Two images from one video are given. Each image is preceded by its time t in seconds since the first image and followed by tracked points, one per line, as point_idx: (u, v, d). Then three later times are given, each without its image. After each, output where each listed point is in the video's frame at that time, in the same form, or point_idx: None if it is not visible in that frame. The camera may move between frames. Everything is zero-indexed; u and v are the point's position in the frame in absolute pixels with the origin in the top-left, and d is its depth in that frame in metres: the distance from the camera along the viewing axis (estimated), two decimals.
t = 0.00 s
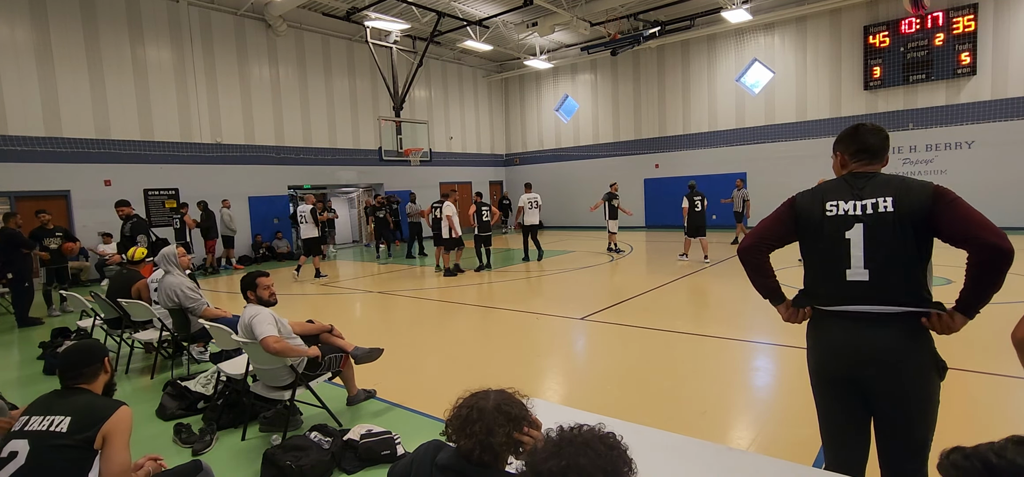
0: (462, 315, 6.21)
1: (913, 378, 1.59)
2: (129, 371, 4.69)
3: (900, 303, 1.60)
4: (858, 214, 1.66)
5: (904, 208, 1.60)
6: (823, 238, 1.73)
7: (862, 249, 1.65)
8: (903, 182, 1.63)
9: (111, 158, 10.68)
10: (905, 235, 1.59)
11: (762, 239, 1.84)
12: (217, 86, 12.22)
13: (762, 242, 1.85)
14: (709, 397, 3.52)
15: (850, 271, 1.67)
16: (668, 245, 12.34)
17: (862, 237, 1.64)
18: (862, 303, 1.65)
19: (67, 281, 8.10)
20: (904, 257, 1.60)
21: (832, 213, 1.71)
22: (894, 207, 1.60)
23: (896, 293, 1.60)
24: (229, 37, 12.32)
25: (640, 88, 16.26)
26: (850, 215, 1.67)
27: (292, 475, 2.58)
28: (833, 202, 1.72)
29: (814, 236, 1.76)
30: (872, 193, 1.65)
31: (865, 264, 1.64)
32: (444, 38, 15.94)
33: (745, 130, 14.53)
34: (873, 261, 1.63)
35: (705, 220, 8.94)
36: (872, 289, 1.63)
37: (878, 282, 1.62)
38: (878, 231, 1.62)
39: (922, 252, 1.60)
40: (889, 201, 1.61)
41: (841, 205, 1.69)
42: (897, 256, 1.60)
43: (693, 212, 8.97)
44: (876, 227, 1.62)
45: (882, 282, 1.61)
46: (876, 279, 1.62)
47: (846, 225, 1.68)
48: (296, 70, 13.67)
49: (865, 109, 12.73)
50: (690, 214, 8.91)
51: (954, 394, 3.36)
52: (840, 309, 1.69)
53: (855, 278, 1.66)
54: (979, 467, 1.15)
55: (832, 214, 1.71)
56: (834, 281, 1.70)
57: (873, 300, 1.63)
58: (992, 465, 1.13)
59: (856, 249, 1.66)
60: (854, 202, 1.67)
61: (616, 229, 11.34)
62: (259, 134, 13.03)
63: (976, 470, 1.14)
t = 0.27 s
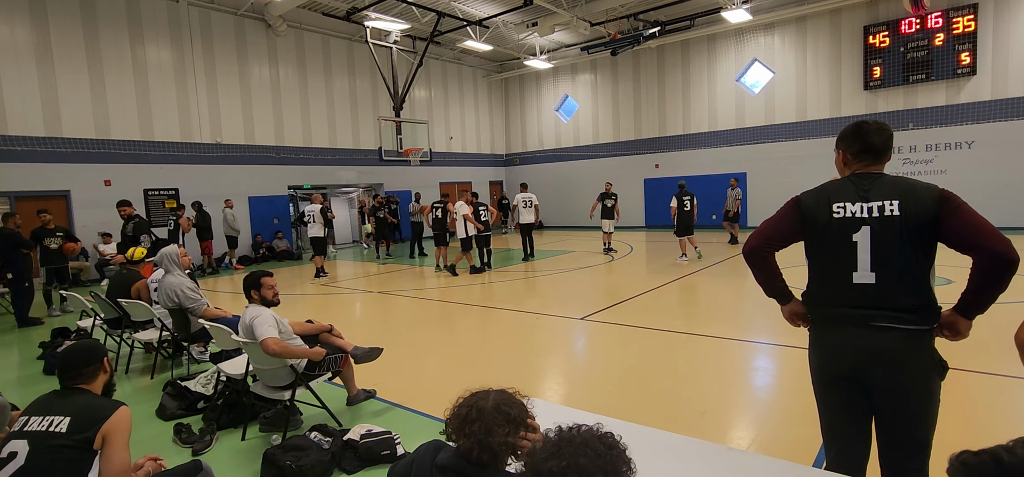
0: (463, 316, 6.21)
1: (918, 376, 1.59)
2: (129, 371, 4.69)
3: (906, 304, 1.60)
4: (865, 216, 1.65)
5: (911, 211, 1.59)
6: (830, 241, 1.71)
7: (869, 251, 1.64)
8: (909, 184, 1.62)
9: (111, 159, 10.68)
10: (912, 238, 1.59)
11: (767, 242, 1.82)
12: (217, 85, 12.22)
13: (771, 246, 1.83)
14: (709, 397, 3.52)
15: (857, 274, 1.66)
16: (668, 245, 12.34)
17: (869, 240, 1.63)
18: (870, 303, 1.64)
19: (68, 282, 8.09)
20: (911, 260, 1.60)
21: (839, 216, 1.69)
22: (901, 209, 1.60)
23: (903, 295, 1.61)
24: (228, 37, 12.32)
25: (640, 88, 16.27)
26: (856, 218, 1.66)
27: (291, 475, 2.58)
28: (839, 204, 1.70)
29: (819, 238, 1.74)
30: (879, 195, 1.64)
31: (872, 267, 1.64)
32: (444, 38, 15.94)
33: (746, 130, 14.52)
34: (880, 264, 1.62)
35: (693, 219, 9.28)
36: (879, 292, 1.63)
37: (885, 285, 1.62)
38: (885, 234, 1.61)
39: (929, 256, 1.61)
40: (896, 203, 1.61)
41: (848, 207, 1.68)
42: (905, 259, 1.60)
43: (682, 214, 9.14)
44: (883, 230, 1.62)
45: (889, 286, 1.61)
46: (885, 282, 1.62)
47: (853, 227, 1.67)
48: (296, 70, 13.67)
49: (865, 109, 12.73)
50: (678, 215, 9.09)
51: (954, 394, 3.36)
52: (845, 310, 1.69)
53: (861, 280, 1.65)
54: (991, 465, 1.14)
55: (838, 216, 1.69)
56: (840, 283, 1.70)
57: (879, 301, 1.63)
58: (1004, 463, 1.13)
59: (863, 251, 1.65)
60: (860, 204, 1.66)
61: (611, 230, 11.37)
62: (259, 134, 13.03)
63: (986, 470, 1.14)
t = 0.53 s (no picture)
0: (463, 315, 6.21)
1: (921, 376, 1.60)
2: (129, 371, 4.69)
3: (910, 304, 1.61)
4: (870, 220, 1.64)
5: (914, 215, 1.60)
6: (834, 245, 1.69)
7: (874, 255, 1.63)
8: (912, 187, 1.63)
9: (111, 158, 10.68)
10: (915, 242, 1.60)
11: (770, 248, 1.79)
12: (217, 85, 12.22)
13: (774, 251, 1.80)
14: (709, 396, 3.53)
15: (862, 278, 1.66)
16: (668, 245, 12.33)
17: (874, 245, 1.63)
18: (874, 304, 1.64)
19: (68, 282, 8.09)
20: (914, 264, 1.61)
21: (843, 220, 1.67)
22: (905, 214, 1.60)
23: (907, 297, 1.61)
24: (228, 37, 12.32)
25: (640, 88, 16.27)
26: (861, 222, 1.65)
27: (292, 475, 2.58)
28: (844, 208, 1.68)
29: (823, 242, 1.72)
30: (883, 199, 1.63)
31: (877, 271, 1.63)
32: (444, 38, 15.94)
33: (746, 130, 14.52)
34: (884, 268, 1.62)
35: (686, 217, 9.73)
36: (883, 296, 1.63)
37: (889, 290, 1.62)
38: (890, 239, 1.61)
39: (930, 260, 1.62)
40: (901, 208, 1.61)
41: (853, 210, 1.66)
42: (908, 264, 1.61)
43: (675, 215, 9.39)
44: (888, 234, 1.61)
45: (893, 290, 1.62)
46: (889, 286, 1.62)
47: (858, 231, 1.65)
48: (296, 70, 13.67)
49: (864, 109, 12.73)
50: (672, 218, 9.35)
51: (954, 394, 3.36)
52: (848, 312, 1.68)
53: (866, 285, 1.65)
54: (1009, 463, 1.15)
55: (842, 220, 1.68)
56: (845, 287, 1.69)
57: (883, 305, 1.63)
58: None
59: (867, 256, 1.64)
60: (865, 207, 1.65)
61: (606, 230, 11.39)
62: (258, 134, 13.03)
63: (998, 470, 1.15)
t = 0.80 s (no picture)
0: (463, 315, 6.21)
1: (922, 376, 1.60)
2: (129, 371, 4.70)
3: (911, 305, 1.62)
4: (871, 223, 1.64)
5: (915, 217, 1.60)
6: (835, 247, 1.69)
7: (876, 257, 1.63)
8: (913, 188, 1.63)
9: (111, 159, 10.68)
10: (916, 243, 1.60)
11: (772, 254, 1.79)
12: (217, 85, 12.22)
13: (776, 254, 1.80)
14: (710, 396, 3.53)
15: (864, 280, 1.66)
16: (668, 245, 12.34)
17: (875, 247, 1.63)
18: (876, 306, 1.64)
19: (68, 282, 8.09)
20: (914, 265, 1.61)
21: (844, 223, 1.67)
22: (907, 216, 1.60)
23: (908, 297, 1.62)
24: (228, 37, 12.32)
25: (640, 88, 16.27)
26: (862, 224, 1.65)
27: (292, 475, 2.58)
28: (844, 211, 1.68)
29: (825, 245, 1.72)
30: (884, 200, 1.63)
31: (879, 273, 1.63)
32: (444, 38, 15.94)
33: (746, 130, 14.52)
34: (886, 270, 1.62)
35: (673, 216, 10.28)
36: (883, 298, 1.63)
37: (890, 291, 1.62)
38: (891, 241, 1.61)
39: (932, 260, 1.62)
40: (902, 209, 1.61)
41: (853, 213, 1.66)
42: (909, 265, 1.61)
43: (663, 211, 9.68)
44: (890, 236, 1.61)
45: (894, 292, 1.62)
46: (890, 288, 1.62)
47: (859, 233, 1.65)
48: (296, 70, 13.67)
49: (864, 109, 12.74)
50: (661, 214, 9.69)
51: (953, 394, 3.36)
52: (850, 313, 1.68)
53: (867, 287, 1.65)
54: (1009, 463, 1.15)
55: (842, 223, 1.67)
56: (846, 289, 1.69)
57: (883, 307, 1.64)
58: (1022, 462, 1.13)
59: (869, 258, 1.64)
60: (866, 209, 1.65)
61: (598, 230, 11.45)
62: (259, 134, 13.03)
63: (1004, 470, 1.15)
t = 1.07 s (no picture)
0: (463, 315, 6.21)
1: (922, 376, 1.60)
2: (129, 371, 4.70)
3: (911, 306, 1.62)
4: (869, 224, 1.64)
5: (914, 218, 1.60)
6: (834, 248, 1.69)
7: (875, 258, 1.63)
8: (911, 189, 1.63)
9: (112, 159, 10.68)
10: (915, 244, 1.60)
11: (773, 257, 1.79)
12: (217, 85, 12.22)
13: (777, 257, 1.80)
14: (710, 396, 3.54)
15: (863, 281, 1.66)
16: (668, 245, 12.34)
17: (874, 248, 1.63)
18: (876, 307, 1.64)
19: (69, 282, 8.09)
20: (913, 265, 1.61)
21: (843, 224, 1.67)
22: (905, 217, 1.60)
23: (907, 297, 1.62)
24: (229, 37, 12.33)
25: (640, 88, 16.27)
26: (861, 226, 1.65)
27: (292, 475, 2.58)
28: (843, 212, 1.68)
29: (825, 247, 1.71)
30: (882, 201, 1.63)
31: (878, 275, 1.63)
32: (444, 38, 15.94)
33: (746, 130, 14.52)
34: (884, 272, 1.62)
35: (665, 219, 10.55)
36: (882, 299, 1.63)
37: (890, 292, 1.62)
38: (890, 242, 1.61)
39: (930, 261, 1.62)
40: (901, 210, 1.61)
41: (852, 214, 1.66)
42: (908, 266, 1.61)
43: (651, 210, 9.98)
44: (888, 237, 1.61)
45: (893, 293, 1.62)
46: (890, 289, 1.62)
47: (858, 235, 1.65)
48: (296, 70, 13.67)
49: (864, 109, 12.74)
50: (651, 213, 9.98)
51: (953, 394, 3.36)
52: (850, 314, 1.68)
53: (866, 288, 1.65)
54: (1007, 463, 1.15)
55: (842, 224, 1.67)
56: (846, 290, 1.69)
57: (882, 308, 1.64)
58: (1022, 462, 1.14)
59: (868, 259, 1.64)
60: (865, 211, 1.64)
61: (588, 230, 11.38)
62: (259, 134, 13.03)
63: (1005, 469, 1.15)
